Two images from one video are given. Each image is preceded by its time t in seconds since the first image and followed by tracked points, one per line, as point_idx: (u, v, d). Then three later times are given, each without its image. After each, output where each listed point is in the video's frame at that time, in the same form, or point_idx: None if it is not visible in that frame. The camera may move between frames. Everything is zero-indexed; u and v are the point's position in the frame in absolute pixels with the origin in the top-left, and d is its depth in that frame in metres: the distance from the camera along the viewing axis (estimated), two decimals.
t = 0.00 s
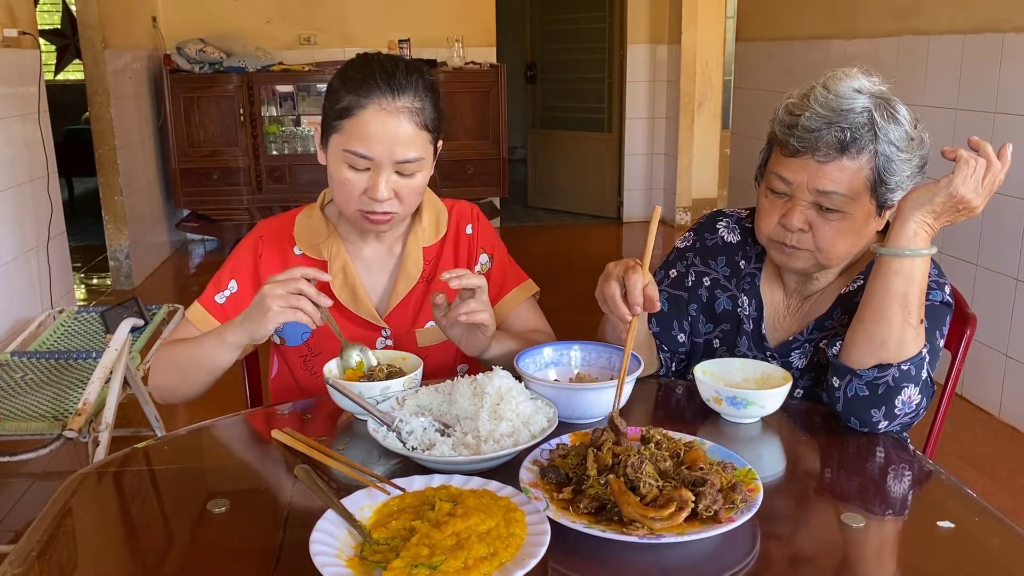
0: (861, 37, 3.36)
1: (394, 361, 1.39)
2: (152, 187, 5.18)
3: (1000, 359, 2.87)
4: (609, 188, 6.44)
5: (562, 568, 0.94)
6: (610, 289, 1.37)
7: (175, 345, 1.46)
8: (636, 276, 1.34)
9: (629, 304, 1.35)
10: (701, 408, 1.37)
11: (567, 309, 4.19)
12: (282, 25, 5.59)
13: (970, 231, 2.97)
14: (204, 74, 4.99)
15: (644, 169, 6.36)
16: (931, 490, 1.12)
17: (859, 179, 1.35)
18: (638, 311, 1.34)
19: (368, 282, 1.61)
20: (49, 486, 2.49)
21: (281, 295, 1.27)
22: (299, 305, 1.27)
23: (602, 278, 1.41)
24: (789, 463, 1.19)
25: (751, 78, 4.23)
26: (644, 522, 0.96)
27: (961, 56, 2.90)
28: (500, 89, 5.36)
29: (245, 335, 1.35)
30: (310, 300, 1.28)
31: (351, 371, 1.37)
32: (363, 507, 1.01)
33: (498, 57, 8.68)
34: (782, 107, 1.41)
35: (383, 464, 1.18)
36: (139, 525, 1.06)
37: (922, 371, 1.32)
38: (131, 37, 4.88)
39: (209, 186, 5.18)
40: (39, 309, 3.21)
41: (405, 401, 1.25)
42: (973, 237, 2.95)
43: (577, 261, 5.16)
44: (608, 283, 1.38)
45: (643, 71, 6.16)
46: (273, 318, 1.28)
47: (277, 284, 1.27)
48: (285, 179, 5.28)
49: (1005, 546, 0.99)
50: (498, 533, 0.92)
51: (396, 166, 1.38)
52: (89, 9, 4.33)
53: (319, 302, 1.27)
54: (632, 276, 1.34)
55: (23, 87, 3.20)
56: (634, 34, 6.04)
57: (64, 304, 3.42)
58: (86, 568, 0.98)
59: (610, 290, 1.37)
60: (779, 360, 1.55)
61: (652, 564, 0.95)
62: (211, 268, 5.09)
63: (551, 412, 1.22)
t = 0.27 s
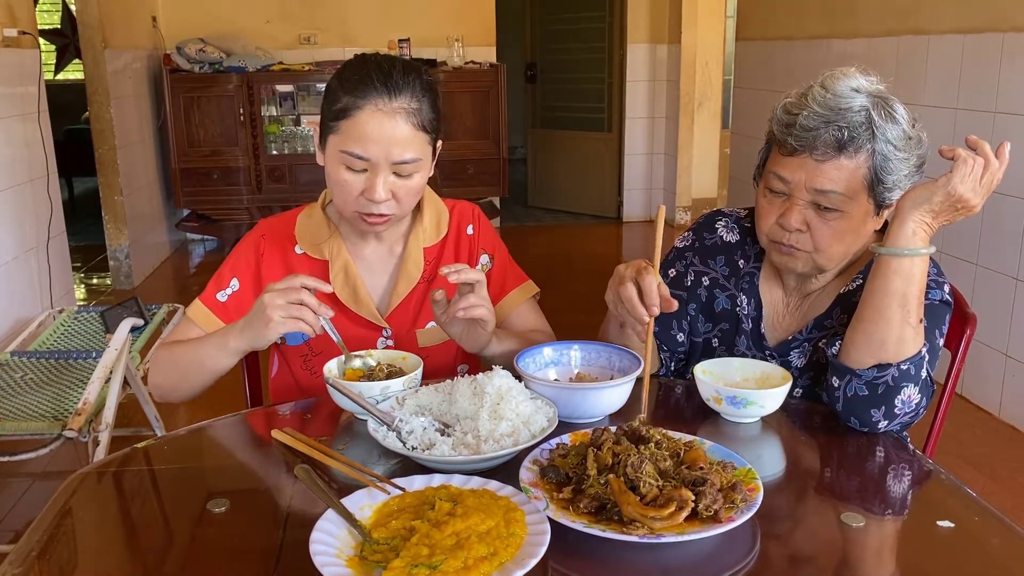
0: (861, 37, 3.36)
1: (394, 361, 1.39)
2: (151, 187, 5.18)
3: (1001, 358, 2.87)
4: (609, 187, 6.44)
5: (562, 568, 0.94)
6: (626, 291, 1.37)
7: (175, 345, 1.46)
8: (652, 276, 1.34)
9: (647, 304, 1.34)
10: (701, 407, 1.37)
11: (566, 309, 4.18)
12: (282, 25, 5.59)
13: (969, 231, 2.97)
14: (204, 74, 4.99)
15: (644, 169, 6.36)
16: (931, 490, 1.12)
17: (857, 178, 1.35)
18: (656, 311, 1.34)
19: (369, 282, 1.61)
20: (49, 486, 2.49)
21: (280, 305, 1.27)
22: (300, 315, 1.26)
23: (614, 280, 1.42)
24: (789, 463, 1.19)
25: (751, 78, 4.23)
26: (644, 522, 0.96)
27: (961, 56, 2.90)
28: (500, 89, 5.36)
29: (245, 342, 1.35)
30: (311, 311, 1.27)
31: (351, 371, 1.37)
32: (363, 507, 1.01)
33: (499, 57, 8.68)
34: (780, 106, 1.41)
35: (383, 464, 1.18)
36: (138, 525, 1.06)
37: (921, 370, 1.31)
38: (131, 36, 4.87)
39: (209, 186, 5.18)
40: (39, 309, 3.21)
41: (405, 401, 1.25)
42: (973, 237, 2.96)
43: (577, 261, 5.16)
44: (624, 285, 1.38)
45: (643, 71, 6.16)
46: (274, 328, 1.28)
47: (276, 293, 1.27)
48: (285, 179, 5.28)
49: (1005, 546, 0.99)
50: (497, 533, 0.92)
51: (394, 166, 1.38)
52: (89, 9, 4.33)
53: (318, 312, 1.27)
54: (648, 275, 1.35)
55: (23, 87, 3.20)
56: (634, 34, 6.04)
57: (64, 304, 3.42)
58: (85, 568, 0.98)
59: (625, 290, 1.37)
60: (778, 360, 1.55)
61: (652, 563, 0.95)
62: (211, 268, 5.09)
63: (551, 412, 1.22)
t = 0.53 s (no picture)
0: (861, 37, 3.36)
1: (394, 360, 1.39)
2: (152, 187, 5.18)
3: (1001, 358, 2.87)
4: (609, 187, 6.44)
5: (562, 568, 0.94)
6: (616, 278, 1.37)
7: (179, 351, 1.46)
8: (642, 259, 1.35)
9: (638, 289, 1.35)
10: (700, 408, 1.37)
11: (566, 310, 4.18)
12: (283, 25, 5.59)
13: (969, 231, 2.97)
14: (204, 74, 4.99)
15: (644, 169, 6.35)
16: (931, 490, 1.12)
17: (856, 177, 1.36)
18: (648, 294, 1.34)
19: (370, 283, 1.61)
20: (49, 486, 2.49)
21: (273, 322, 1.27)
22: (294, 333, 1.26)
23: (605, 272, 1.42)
24: (789, 463, 1.19)
25: (751, 78, 4.23)
26: (644, 522, 0.96)
27: (961, 56, 2.90)
28: (500, 89, 5.36)
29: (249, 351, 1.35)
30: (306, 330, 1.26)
31: (351, 371, 1.37)
32: (363, 507, 1.01)
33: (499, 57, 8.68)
34: (779, 105, 1.41)
35: (384, 464, 1.18)
36: (139, 525, 1.06)
37: (921, 371, 1.31)
38: (131, 37, 4.87)
39: (209, 186, 5.18)
40: (39, 309, 3.21)
41: (405, 401, 1.25)
42: (973, 237, 2.96)
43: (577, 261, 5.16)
44: (614, 273, 1.39)
45: (644, 70, 6.16)
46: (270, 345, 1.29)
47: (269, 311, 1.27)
48: (286, 179, 5.28)
49: (1005, 546, 0.99)
50: (498, 533, 0.92)
51: (389, 167, 1.38)
52: (89, 9, 4.33)
53: (311, 328, 1.26)
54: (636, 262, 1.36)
55: (23, 87, 3.20)
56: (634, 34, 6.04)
57: (64, 304, 3.42)
58: (85, 568, 0.98)
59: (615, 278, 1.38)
60: (778, 359, 1.55)
61: (652, 563, 0.95)
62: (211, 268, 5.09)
63: (552, 412, 1.22)
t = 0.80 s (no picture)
0: (861, 37, 3.36)
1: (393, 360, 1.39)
2: (152, 188, 5.18)
3: (1001, 359, 2.87)
4: (609, 187, 6.44)
5: (562, 568, 0.95)
6: (616, 273, 1.38)
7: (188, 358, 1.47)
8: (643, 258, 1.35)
9: (636, 286, 1.35)
10: (701, 408, 1.37)
11: (566, 310, 4.18)
12: (283, 25, 5.59)
13: (969, 230, 2.97)
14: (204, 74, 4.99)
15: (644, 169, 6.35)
16: (931, 491, 1.12)
17: (869, 176, 1.36)
18: (645, 293, 1.34)
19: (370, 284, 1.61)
20: (49, 486, 2.49)
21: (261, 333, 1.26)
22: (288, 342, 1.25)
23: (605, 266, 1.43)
24: (789, 463, 1.20)
25: (751, 78, 4.23)
26: (644, 522, 0.96)
27: (961, 57, 2.90)
28: (500, 89, 5.36)
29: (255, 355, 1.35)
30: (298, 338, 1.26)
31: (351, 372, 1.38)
32: (363, 507, 1.01)
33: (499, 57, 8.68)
34: (794, 101, 1.41)
35: (384, 464, 1.18)
36: (139, 525, 1.06)
37: (921, 372, 1.31)
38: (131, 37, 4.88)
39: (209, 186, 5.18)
40: (39, 309, 3.21)
41: (405, 401, 1.25)
42: (973, 237, 2.96)
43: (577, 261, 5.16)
44: (615, 267, 1.39)
45: (644, 71, 6.16)
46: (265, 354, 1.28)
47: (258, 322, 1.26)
48: (286, 179, 5.28)
49: (1005, 546, 0.99)
50: (498, 533, 0.92)
51: (391, 167, 1.38)
52: (89, 9, 4.33)
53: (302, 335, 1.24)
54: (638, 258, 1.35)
55: (23, 88, 3.20)
56: (634, 34, 6.04)
57: (64, 304, 3.42)
58: (85, 568, 0.98)
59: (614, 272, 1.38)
60: (780, 358, 1.55)
61: (652, 563, 0.95)
62: (211, 269, 5.09)
63: (551, 412, 1.22)
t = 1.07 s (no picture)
0: (860, 37, 3.36)
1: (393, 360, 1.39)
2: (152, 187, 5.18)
3: (1001, 359, 2.87)
4: (609, 187, 6.44)
5: (562, 568, 0.95)
6: (616, 289, 1.36)
7: (196, 360, 1.47)
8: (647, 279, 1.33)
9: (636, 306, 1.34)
10: (701, 407, 1.37)
11: (566, 310, 4.18)
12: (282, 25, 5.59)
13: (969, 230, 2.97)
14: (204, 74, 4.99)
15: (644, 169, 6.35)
16: (931, 491, 1.12)
17: (886, 177, 1.36)
18: (645, 314, 1.33)
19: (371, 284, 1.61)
20: (49, 486, 2.49)
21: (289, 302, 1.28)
22: (309, 314, 1.28)
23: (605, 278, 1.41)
24: (790, 463, 1.20)
25: (751, 78, 4.23)
26: (644, 522, 0.96)
27: (961, 57, 2.90)
28: (500, 89, 5.37)
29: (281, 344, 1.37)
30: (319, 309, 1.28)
31: (350, 372, 1.38)
32: (363, 507, 1.01)
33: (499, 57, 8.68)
34: (814, 99, 1.41)
35: (383, 464, 1.18)
36: (139, 525, 1.06)
37: (925, 374, 1.31)
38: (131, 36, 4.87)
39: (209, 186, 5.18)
40: (39, 309, 3.21)
41: (405, 401, 1.25)
42: (973, 238, 2.96)
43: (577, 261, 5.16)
44: (615, 283, 1.37)
45: (643, 71, 6.16)
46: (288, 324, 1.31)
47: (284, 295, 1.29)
48: (286, 179, 5.28)
49: (1005, 546, 0.99)
50: (498, 533, 0.92)
51: (393, 166, 1.38)
52: (89, 9, 4.32)
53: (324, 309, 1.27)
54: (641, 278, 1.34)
55: (23, 87, 3.20)
56: (634, 34, 6.04)
57: (64, 304, 3.42)
58: (86, 568, 0.98)
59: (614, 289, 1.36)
60: (784, 357, 1.55)
61: (652, 564, 0.95)
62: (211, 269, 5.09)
63: (551, 412, 1.22)
